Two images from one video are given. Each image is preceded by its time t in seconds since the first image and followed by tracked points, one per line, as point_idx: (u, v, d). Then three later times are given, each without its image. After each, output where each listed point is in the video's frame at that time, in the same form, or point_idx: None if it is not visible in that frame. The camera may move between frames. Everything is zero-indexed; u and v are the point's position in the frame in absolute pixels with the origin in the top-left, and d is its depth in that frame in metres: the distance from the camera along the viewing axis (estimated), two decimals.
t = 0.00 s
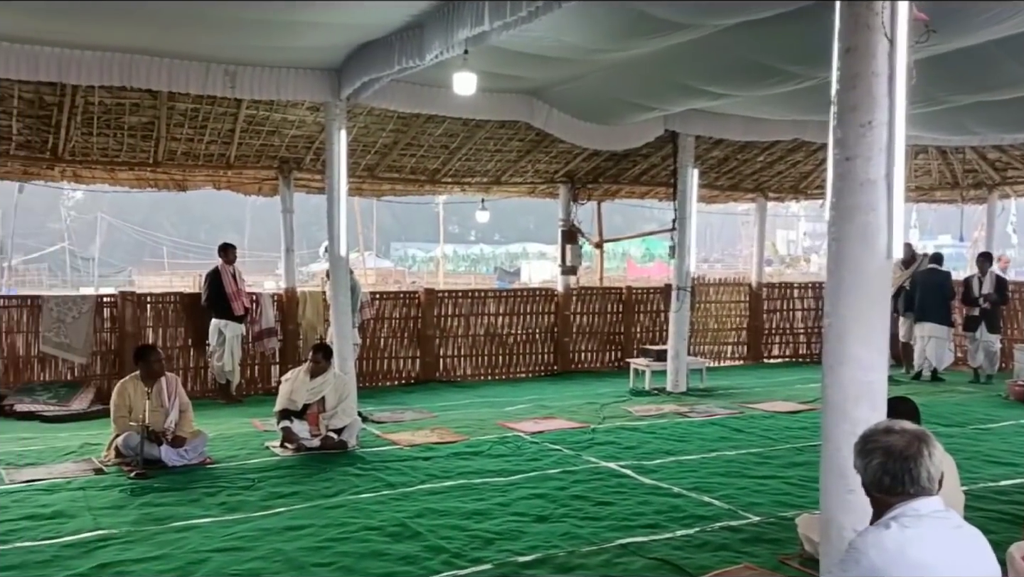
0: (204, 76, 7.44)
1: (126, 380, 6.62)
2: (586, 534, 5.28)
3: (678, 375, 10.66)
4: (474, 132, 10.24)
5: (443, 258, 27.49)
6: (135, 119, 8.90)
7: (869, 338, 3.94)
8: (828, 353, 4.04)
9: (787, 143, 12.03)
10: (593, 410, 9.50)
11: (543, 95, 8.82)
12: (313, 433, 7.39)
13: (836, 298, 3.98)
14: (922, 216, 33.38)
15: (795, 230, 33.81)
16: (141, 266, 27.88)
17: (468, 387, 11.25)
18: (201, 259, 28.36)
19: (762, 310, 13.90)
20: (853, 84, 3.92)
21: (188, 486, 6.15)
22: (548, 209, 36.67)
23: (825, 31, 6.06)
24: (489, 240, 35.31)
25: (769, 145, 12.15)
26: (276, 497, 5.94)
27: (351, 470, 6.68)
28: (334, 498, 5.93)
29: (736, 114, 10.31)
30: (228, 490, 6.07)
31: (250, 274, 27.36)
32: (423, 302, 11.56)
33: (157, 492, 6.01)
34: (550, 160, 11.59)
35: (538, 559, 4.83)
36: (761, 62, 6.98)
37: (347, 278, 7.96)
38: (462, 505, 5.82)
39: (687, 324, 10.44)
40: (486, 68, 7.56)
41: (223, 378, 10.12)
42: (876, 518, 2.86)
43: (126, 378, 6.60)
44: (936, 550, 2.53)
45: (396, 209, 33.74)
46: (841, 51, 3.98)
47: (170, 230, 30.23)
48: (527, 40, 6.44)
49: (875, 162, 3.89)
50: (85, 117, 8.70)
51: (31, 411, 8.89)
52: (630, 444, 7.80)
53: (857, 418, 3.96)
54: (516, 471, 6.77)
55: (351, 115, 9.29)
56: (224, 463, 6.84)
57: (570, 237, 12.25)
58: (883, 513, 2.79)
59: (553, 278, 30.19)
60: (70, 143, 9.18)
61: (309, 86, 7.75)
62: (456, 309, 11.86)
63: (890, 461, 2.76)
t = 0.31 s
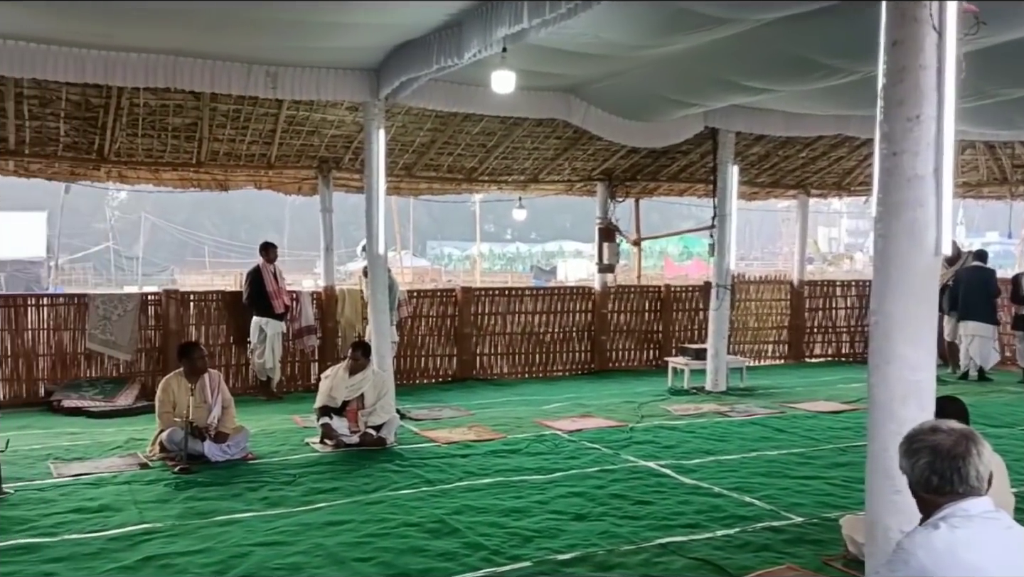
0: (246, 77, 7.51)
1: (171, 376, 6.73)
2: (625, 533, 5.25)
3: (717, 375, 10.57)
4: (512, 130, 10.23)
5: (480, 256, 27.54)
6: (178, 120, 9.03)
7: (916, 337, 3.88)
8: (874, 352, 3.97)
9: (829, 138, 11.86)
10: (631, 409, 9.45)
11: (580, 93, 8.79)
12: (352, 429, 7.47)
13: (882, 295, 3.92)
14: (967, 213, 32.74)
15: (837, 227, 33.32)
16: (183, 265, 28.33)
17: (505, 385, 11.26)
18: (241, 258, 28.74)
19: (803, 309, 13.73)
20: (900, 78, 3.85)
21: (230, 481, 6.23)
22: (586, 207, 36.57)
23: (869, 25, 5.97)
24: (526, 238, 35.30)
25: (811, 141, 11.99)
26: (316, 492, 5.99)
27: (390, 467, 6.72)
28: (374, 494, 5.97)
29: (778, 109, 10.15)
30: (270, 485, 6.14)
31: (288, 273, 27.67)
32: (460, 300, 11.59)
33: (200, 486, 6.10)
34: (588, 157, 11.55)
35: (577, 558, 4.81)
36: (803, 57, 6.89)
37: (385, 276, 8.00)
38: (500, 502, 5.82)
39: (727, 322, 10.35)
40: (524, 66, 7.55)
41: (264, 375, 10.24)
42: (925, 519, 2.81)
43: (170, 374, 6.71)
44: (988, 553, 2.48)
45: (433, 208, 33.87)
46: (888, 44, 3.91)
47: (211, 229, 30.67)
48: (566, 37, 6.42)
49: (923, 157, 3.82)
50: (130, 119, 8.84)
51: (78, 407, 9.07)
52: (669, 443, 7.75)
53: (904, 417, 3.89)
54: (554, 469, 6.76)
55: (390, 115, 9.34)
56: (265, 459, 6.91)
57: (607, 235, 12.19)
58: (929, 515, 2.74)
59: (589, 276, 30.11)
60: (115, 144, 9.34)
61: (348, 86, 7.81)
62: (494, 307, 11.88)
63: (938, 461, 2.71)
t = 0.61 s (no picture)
0: (277, 75, 7.57)
1: (202, 371, 6.79)
2: (653, 530, 5.23)
3: (746, 373, 10.49)
4: (540, 127, 10.22)
5: (507, 253, 27.53)
6: (210, 118, 9.12)
7: (952, 334, 3.82)
8: (908, 349, 3.92)
9: (862, 134, 11.72)
10: (660, 407, 9.41)
11: (609, 89, 8.76)
12: (380, 425, 7.49)
13: (917, 292, 3.87)
14: (1004, 210, 32.20)
15: (869, 224, 32.92)
16: (214, 261, 28.64)
17: (533, 382, 11.26)
18: (271, 255, 28.99)
19: (835, 307, 13.59)
20: (937, 72, 3.80)
21: (261, 475, 6.29)
22: (615, 204, 36.44)
23: (904, 18, 5.88)
24: (553, 236, 35.25)
25: (843, 137, 11.85)
26: (346, 487, 6.02)
27: (418, 462, 6.74)
28: (402, 489, 5.99)
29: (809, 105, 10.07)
30: (299, 479, 6.18)
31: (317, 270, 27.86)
32: (488, 297, 11.59)
33: (231, 479, 6.16)
34: (616, 154, 11.50)
35: (605, 554, 4.80)
36: (837, 51, 6.81)
37: (413, 273, 8.03)
38: (528, 498, 5.83)
39: (757, 320, 10.27)
40: (553, 62, 7.53)
41: (294, 371, 10.31)
42: (959, 520, 2.77)
43: (202, 368, 6.79)
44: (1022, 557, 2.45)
45: (461, 206, 33.93)
46: (925, 37, 3.85)
47: (241, 226, 30.96)
48: (595, 33, 6.40)
49: (960, 152, 3.76)
50: (163, 117, 8.94)
51: (111, 401, 9.20)
52: (698, 441, 7.70)
53: (938, 416, 3.84)
54: (582, 466, 6.75)
55: (418, 112, 9.37)
56: (295, 454, 6.97)
57: (636, 232, 12.12)
58: (962, 514, 2.70)
59: (617, 273, 30.01)
60: (148, 141, 9.45)
61: (377, 83, 7.83)
62: (522, 304, 11.88)
63: (973, 459, 2.67)
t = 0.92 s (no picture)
0: (301, 72, 7.61)
1: (226, 366, 6.85)
2: (676, 529, 5.21)
3: (769, 372, 10.43)
4: (563, 124, 10.19)
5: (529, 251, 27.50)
6: (234, 115, 9.17)
7: (981, 333, 3.78)
8: (936, 349, 3.88)
9: (888, 132, 11.61)
10: (682, 405, 9.37)
11: (633, 86, 8.73)
12: (402, 421, 7.49)
13: (945, 290, 3.82)
14: None
15: (894, 223, 32.62)
16: (237, 258, 28.85)
17: (554, 380, 11.25)
18: (293, 251, 29.16)
19: (860, 306, 13.47)
20: (966, 69, 3.75)
21: (284, 470, 6.32)
22: (637, 202, 36.32)
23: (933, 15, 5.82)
24: (575, 234, 35.17)
25: (869, 134, 11.74)
26: (368, 482, 6.05)
27: (439, 459, 6.75)
28: (424, 486, 6.01)
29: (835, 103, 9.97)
30: (322, 474, 6.22)
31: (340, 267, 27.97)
32: (509, 294, 11.59)
33: (255, 474, 6.20)
34: (639, 151, 11.46)
35: (627, 552, 4.79)
36: (864, 48, 6.74)
37: (435, 270, 8.04)
38: (550, 496, 5.82)
39: (781, 319, 10.21)
40: (577, 59, 7.51)
41: (316, 367, 10.37)
42: (986, 520, 2.74)
43: (226, 364, 6.85)
44: None
45: (482, 203, 33.94)
46: (955, 33, 3.80)
47: (264, 223, 31.15)
48: (620, 29, 6.38)
49: (990, 149, 3.72)
50: (188, 114, 9.00)
51: (136, 395, 9.29)
52: (720, 440, 7.67)
53: (966, 416, 3.79)
54: (604, 464, 6.74)
55: (441, 109, 9.38)
56: (318, 449, 7.00)
57: (658, 230, 12.05)
58: (990, 516, 2.67)
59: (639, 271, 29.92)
60: (174, 138, 9.53)
61: (401, 80, 7.85)
62: (544, 301, 11.87)
63: (1001, 460, 2.63)
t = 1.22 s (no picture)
0: (328, 69, 7.64)
1: (253, 362, 6.90)
2: (702, 527, 5.18)
3: (796, 371, 10.35)
4: (588, 121, 10.15)
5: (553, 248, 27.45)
6: (262, 113, 9.22)
7: (1015, 332, 3.72)
8: (968, 348, 3.83)
9: (918, 128, 11.47)
10: (708, 403, 9.31)
11: (660, 82, 8.68)
12: (428, 417, 7.51)
13: (978, 289, 3.77)
14: None
15: (923, 220, 32.23)
16: (263, 254, 29.06)
17: (579, 377, 11.24)
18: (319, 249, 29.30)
19: (889, 304, 13.32)
20: (999, 64, 3.70)
21: (311, 465, 6.36)
22: (663, 200, 36.16)
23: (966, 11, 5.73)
24: (599, 231, 35.06)
25: (898, 131, 11.61)
26: (394, 478, 6.07)
27: (465, 455, 6.76)
28: (450, 482, 6.02)
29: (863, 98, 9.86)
30: (349, 470, 6.25)
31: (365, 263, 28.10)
32: (534, 291, 11.59)
33: (281, 469, 6.24)
34: (665, 147, 11.40)
35: (653, 550, 4.77)
36: (896, 42, 6.66)
37: (460, 267, 8.05)
38: (575, 493, 5.81)
39: (808, 316, 10.12)
40: (604, 55, 7.48)
41: (341, 363, 10.42)
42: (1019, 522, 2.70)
43: (253, 359, 6.89)
44: None
45: (507, 200, 33.94)
46: (989, 27, 3.75)
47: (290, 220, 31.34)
48: (647, 25, 6.34)
49: None
50: (216, 111, 9.07)
51: (165, 390, 9.39)
52: (747, 439, 7.62)
53: (1000, 416, 3.73)
54: (630, 461, 6.71)
55: (466, 106, 9.39)
56: (344, 445, 7.04)
57: (684, 227, 11.99)
58: None
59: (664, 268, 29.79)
60: (202, 136, 9.61)
61: (427, 77, 7.85)
62: (569, 298, 11.85)
63: None
